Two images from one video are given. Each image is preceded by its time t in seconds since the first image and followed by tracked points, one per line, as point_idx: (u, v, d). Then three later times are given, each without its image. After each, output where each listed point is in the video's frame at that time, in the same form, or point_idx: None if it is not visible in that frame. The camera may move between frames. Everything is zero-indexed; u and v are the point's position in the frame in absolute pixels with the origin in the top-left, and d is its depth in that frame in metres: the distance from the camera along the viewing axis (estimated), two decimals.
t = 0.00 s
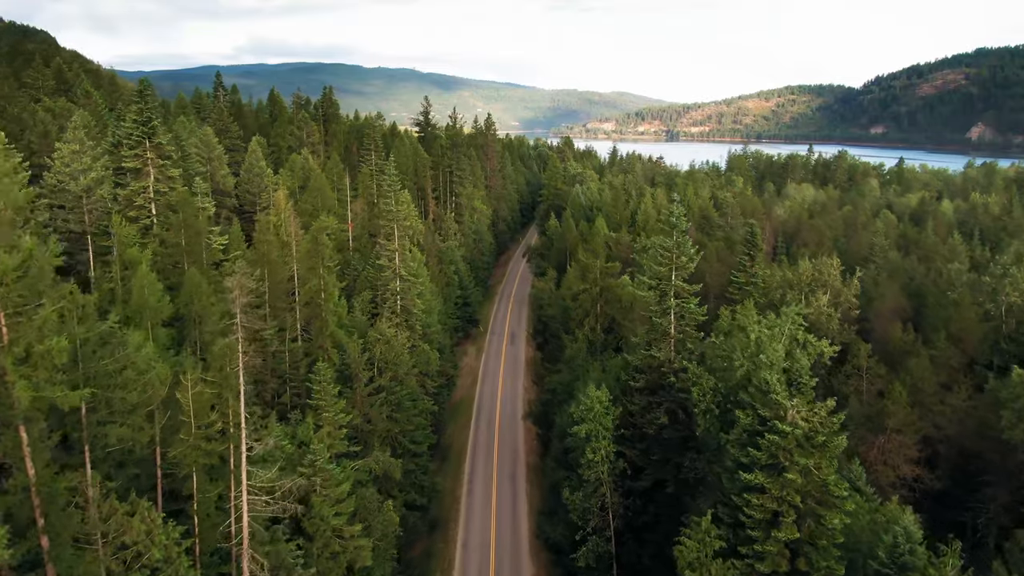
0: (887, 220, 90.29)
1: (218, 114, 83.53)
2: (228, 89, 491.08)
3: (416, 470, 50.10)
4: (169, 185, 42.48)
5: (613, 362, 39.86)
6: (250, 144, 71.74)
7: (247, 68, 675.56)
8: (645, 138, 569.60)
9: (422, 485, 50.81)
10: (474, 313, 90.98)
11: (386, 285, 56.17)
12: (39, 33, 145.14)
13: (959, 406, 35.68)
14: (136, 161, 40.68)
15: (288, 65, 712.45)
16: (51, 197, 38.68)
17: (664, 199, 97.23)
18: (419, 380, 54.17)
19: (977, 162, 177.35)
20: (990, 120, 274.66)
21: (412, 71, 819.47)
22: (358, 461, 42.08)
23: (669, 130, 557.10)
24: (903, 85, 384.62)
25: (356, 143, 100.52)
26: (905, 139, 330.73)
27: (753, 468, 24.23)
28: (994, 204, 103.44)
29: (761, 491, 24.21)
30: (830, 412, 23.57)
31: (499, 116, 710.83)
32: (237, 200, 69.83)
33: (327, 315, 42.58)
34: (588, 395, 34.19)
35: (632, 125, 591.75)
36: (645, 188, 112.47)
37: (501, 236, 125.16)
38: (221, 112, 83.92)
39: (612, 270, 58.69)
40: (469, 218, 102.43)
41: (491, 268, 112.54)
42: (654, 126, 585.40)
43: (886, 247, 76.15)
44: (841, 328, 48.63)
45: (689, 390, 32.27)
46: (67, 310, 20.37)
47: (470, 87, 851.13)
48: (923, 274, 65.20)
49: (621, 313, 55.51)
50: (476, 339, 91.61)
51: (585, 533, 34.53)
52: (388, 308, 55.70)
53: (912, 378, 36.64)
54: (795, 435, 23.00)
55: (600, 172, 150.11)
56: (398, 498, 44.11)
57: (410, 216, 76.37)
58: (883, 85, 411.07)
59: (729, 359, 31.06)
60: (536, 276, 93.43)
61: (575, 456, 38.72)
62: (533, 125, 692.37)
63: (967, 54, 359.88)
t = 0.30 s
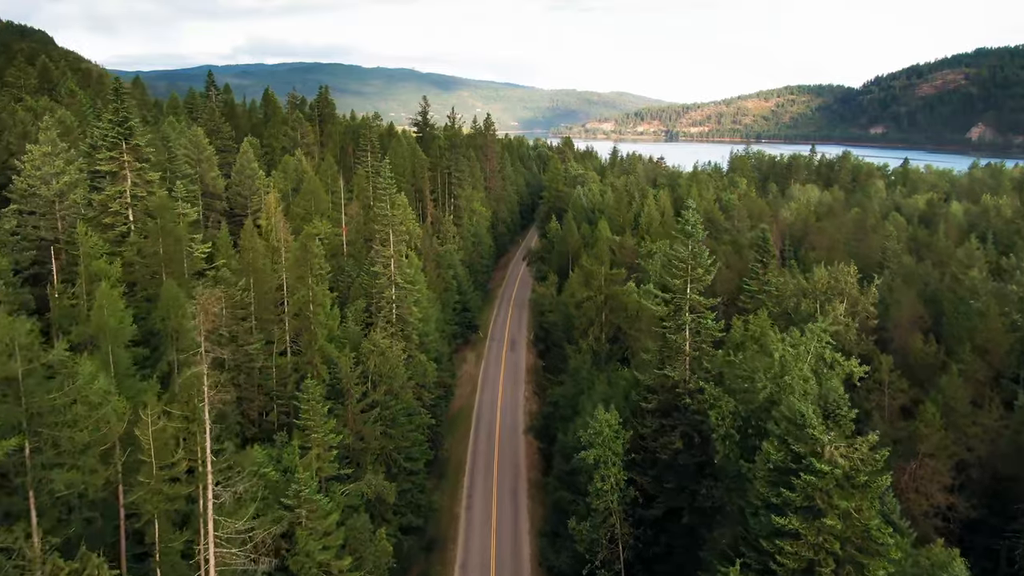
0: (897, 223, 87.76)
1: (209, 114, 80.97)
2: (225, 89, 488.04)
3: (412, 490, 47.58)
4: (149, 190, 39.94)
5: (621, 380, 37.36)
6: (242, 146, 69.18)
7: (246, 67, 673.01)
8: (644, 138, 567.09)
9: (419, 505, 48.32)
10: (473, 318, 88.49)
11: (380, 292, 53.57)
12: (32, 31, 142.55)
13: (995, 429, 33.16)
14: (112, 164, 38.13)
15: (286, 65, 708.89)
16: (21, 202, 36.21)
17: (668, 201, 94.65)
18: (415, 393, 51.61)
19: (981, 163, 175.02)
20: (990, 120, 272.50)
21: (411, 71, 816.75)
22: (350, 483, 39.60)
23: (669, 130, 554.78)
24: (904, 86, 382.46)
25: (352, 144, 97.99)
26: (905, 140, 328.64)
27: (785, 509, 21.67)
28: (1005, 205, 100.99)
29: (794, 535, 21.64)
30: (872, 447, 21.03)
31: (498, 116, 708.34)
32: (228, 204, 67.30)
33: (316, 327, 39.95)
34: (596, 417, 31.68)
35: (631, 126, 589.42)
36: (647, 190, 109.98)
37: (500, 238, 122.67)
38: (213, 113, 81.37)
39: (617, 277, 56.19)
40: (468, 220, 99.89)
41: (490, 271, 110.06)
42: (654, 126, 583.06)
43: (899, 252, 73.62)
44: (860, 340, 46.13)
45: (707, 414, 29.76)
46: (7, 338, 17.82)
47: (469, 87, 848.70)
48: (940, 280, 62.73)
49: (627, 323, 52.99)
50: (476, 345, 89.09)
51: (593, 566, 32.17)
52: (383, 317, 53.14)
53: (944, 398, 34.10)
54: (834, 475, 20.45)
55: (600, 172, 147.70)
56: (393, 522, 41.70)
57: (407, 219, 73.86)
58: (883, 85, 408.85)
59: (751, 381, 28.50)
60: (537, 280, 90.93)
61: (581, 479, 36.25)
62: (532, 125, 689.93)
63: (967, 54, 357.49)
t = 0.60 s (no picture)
0: (907, 226, 85.32)
1: (200, 114, 78.46)
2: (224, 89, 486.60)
3: (408, 511, 44.99)
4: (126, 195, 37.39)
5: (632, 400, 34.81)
6: (233, 147, 66.72)
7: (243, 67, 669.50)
8: (643, 138, 564.51)
9: (415, 527, 45.70)
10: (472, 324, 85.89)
11: (374, 301, 50.96)
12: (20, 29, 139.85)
13: None
14: (87, 169, 35.59)
15: (285, 65, 707.44)
16: None
17: (672, 203, 92.23)
18: (411, 408, 49.16)
19: (984, 164, 172.96)
20: (990, 119, 270.28)
21: (410, 71, 814.45)
22: (340, 509, 37.11)
23: (668, 130, 552.09)
24: (903, 86, 380.62)
25: (348, 145, 95.48)
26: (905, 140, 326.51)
27: (828, 563, 19.18)
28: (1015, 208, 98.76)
29: None
30: (927, 494, 18.54)
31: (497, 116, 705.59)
32: (218, 207, 64.83)
33: (303, 343, 37.31)
34: (606, 444, 29.13)
35: (630, 126, 586.84)
36: (650, 192, 107.69)
37: (500, 240, 120.17)
38: (204, 112, 78.81)
39: (624, 284, 53.72)
40: (467, 223, 97.47)
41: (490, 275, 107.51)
42: (653, 126, 580.56)
43: (912, 257, 71.27)
44: (882, 354, 43.76)
45: (729, 444, 27.20)
46: None
47: (467, 87, 845.91)
48: (957, 287, 60.30)
49: (634, 333, 50.48)
50: (475, 351, 86.42)
51: None
52: (378, 328, 50.57)
53: (980, 422, 31.65)
54: (886, 526, 18.00)
55: (601, 173, 145.32)
56: (387, 548, 39.30)
57: (403, 223, 71.33)
58: (883, 85, 406.89)
59: (778, 409, 26.01)
60: (539, 284, 88.40)
61: (588, 506, 33.74)
62: (530, 126, 687.34)
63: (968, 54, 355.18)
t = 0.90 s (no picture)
0: (918, 229, 82.86)
1: (190, 114, 75.85)
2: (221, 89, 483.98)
3: (404, 535, 42.43)
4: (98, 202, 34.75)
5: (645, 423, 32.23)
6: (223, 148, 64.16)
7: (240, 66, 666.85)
8: (643, 138, 562.04)
9: (411, 551, 43.13)
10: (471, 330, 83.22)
11: (369, 311, 48.35)
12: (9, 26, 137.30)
13: None
14: (55, 173, 32.95)
15: (284, 65, 704.49)
16: None
17: (677, 205, 89.74)
18: (407, 425, 46.57)
19: (988, 164, 170.65)
20: (989, 120, 268.10)
21: (409, 71, 811.60)
22: (330, 540, 34.67)
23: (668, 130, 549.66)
24: (904, 86, 378.60)
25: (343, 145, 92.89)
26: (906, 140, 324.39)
27: None
28: None
29: None
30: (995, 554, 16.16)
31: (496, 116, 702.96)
32: (207, 211, 62.27)
33: (288, 361, 34.72)
34: (618, 476, 26.65)
35: (629, 126, 584.45)
36: (654, 193, 105.16)
37: (500, 242, 117.61)
38: (194, 112, 76.23)
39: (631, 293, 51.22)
40: (466, 226, 94.91)
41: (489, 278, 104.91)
42: (652, 126, 578.16)
43: (926, 261, 68.79)
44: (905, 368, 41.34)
45: (755, 479, 24.70)
46: None
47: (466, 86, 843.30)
48: (975, 294, 57.88)
49: (643, 345, 47.95)
50: (474, 358, 83.76)
51: None
52: (372, 339, 47.97)
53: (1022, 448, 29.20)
54: None
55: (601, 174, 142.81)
56: None
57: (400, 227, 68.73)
58: (883, 84, 404.87)
59: (811, 442, 23.51)
60: (540, 289, 85.80)
61: (598, 537, 31.26)
62: (529, 126, 684.68)
63: (968, 53, 353.01)
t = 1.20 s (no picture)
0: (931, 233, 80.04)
1: (177, 113, 72.90)
2: (219, 89, 483.72)
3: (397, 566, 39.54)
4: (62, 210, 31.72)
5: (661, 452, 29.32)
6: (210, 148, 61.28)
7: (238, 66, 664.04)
8: (642, 138, 559.32)
9: None
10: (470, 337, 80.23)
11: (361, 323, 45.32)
12: None
13: None
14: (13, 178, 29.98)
15: (283, 65, 701.44)
16: None
17: (682, 208, 86.84)
18: (401, 445, 43.65)
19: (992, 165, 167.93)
20: (989, 120, 265.42)
21: (407, 70, 808.66)
22: None
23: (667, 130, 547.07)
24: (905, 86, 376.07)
25: (337, 145, 89.96)
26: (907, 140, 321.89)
27: None
28: None
29: None
30: None
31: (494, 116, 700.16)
32: (193, 215, 59.35)
33: (269, 385, 31.73)
34: (636, 521, 23.80)
35: (629, 126, 581.79)
36: (657, 195, 102.27)
37: (499, 245, 114.69)
38: (182, 111, 73.31)
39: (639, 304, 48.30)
40: (464, 229, 91.89)
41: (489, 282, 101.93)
42: (652, 126, 575.38)
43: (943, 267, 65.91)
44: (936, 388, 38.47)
45: (793, 528, 21.81)
46: None
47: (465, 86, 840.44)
48: (1000, 303, 54.90)
49: (652, 360, 45.09)
50: (473, 366, 80.75)
51: None
52: (364, 353, 44.98)
53: None
54: None
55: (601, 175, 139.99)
56: None
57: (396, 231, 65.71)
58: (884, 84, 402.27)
59: (859, 488, 20.59)
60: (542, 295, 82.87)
61: None
62: (528, 126, 681.86)
63: (968, 53, 351.23)
